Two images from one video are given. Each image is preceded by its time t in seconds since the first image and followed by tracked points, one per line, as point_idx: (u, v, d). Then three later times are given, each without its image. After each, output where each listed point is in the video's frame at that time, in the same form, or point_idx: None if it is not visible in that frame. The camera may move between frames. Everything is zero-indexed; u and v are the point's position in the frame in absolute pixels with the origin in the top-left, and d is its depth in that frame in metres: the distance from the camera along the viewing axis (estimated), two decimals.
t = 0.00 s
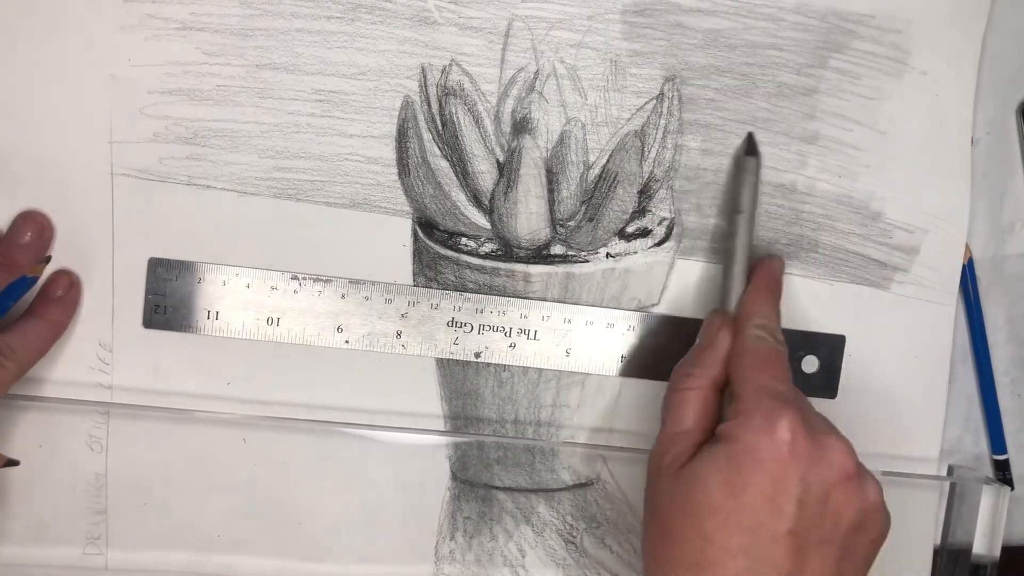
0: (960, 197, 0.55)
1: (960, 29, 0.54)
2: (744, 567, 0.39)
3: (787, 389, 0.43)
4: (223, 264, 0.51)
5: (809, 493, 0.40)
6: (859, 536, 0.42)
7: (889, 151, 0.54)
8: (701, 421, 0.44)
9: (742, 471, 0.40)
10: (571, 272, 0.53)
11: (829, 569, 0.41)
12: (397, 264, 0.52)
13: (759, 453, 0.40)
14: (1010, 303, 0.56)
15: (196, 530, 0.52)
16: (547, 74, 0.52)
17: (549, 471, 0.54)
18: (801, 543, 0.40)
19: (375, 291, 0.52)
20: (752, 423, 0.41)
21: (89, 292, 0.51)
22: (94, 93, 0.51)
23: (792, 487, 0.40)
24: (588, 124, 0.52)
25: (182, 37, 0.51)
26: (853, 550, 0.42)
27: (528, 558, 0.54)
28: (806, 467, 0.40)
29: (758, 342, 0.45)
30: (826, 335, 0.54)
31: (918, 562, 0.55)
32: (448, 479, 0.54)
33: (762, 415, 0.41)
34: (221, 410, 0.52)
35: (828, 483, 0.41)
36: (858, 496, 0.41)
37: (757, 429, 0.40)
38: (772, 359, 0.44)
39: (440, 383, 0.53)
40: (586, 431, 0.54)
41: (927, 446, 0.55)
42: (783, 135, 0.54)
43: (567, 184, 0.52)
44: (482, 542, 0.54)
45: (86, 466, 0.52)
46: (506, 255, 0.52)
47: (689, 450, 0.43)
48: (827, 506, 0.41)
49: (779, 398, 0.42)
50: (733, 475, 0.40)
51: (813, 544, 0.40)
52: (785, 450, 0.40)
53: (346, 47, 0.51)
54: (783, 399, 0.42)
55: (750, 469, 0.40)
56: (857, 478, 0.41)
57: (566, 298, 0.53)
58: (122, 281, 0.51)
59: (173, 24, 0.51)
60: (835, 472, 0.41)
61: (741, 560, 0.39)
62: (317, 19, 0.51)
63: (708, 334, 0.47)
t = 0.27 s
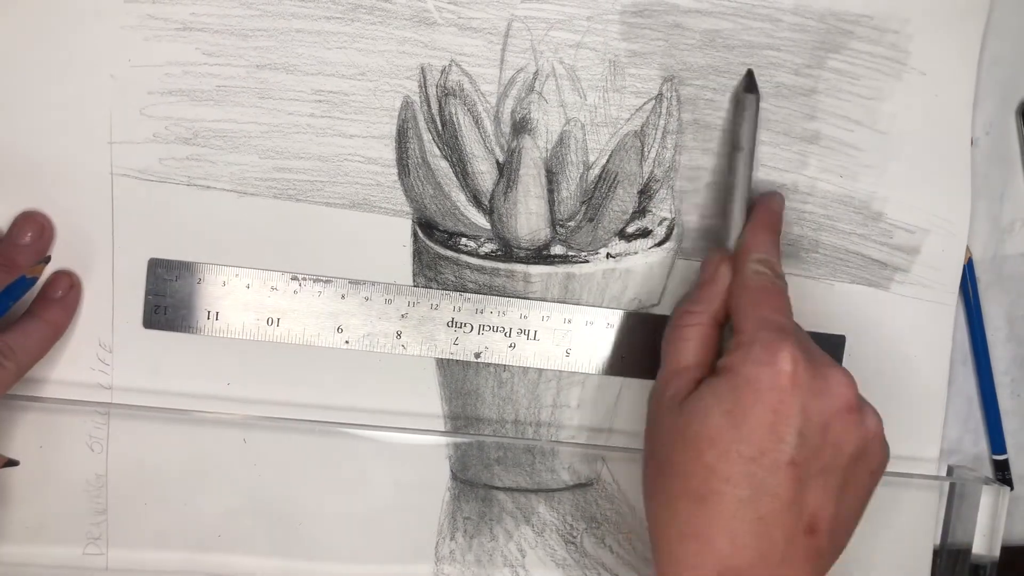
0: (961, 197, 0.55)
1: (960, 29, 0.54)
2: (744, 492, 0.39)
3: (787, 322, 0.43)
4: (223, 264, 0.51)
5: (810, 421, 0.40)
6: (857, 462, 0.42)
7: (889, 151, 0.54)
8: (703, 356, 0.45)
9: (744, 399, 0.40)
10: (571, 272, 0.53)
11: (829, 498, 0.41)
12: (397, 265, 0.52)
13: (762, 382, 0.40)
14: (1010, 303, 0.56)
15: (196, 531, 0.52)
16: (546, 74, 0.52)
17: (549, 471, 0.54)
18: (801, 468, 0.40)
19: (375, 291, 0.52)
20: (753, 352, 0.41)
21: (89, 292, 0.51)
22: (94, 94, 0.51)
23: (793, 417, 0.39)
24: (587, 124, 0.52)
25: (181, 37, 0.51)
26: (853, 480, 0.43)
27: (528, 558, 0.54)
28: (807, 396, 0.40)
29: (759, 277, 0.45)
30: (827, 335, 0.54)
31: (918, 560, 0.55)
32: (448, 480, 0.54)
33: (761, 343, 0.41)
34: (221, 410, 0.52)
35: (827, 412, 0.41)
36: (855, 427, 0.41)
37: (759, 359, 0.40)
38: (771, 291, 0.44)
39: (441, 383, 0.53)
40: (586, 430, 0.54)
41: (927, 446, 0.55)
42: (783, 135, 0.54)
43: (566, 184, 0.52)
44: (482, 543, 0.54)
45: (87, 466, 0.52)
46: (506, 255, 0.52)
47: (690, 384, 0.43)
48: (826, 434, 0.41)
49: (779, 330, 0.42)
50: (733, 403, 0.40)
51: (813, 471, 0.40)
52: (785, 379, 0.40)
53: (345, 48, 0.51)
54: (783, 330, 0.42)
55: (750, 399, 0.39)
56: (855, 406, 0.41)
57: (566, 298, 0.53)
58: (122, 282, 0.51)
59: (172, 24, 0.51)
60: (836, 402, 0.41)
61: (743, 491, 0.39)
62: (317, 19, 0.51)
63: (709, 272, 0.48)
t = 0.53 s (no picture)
0: (961, 197, 0.55)
1: (960, 29, 0.54)
2: (673, 522, 0.38)
3: (695, 339, 0.43)
4: (224, 263, 0.52)
5: (731, 439, 0.40)
6: (786, 473, 0.42)
7: (889, 151, 0.54)
8: (618, 384, 0.44)
9: (668, 426, 0.39)
10: (571, 272, 0.53)
11: (761, 512, 0.41)
12: (398, 265, 0.52)
13: (686, 410, 0.39)
14: (1010, 303, 0.56)
15: (196, 530, 0.52)
16: (546, 75, 0.52)
17: (549, 471, 0.54)
18: (730, 489, 0.40)
19: (375, 291, 0.52)
20: (665, 377, 0.40)
21: (90, 291, 0.51)
22: (94, 93, 0.51)
23: (713, 439, 0.39)
24: (587, 125, 0.52)
25: (182, 38, 0.51)
26: (785, 491, 0.43)
27: (528, 558, 0.54)
28: (722, 416, 0.40)
29: (663, 297, 0.45)
30: (827, 335, 0.54)
31: (918, 560, 0.55)
32: (448, 479, 0.54)
33: (670, 367, 0.40)
34: (221, 409, 0.52)
35: (750, 428, 0.41)
36: (777, 437, 0.41)
37: (674, 383, 0.39)
38: (678, 311, 0.44)
39: (441, 383, 0.53)
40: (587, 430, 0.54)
41: (927, 446, 0.55)
42: (783, 135, 0.54)
43: (566, 184, 0.52)
44: (482, 542, 0.54)
45: (87, 466, 0.52)
46: (506, 255, 0.52)
47: (608, 416, 0.42)
48: (751, 450, 0.41)
49: (689, 351, 0.41)
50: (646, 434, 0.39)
51: (741, 490, 0.40)
52: (704, 402, 0.39)
53: (345, 48, 0.51)
54: (697, 351, 0.41)
55: (670, 427, 0.39)
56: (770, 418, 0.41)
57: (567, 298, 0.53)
58: (123, 281, 0.51)
59: (173, 24, 0.51)
60: (751, 417, 0.41)
61: (672, 518, 0.38)
62: (317, 19, 0.51)
63: (614, 297, 0.47)
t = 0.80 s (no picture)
0: (961, 197, 0.55)
1: (961, 28, 0.54)
2: (654, 430, 0.38)
3: (692, 259, 0.42)
4: (223, 264, 0.52)
5: (720, 357, 0.39)
6: (776, 393, 0.42)
7: (889, 151, 0.54)
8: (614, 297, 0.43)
9: (657, 336, 0.38)
10: (571, 273, 0.53)
11: (747, 432, 0.40)
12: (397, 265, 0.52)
13: (675, 316, 0.38)
14: (1010, 303, 0.56)
15: (196, 530, 0.52)
16: (546, 74, 0.52)
17: (549, 472, 0.54)
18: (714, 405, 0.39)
19: (375, 291, 0.52)
20: (655, 289, 0.39)
21: (90, 292, 0.51)
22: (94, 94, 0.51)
23: (702, 350, 0.38)
24: (587, 124, 0.52)
25: (181, 38, 0.51)
26: (773, 415, 0.42)
27: (528, 558, 0.54)
28: (712, 329, 0.39)
29: (663, 213, 0.44)
30: (827, 335, 0.54)
31: (918, 560, 0.55)
32: (448, 480, 0.54)
33: (660, 278, 0.39)
34: (221, 410, 0.52)
35: (739, 343, 0.40)
36: (769, 356, 0.40)
37: (664, 294, 0.39)
38: (680, 229, 0.43)
39: (440, 383, 0.53)
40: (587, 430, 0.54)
41: (927, 446, 0.55)
42: (783, 135, 0.54)
43: (566, 184, 0.52)
44: (482, 543, 0.54)
45: (87, 466, 0.52)
46: (506, 255, 0.52)
47: (599, 325, 0.41)
48: (740, 370, 0.40)
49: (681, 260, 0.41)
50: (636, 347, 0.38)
51: (728, 405, 0.40)
52: (693, 312, 0.38)
53: (345, 48, 0.51)
54: (689, 264, 0.41)
55: (658, 338, 0.38)
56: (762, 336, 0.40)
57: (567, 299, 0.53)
58: (123, 282, 0.51)
59: (172, 24, 0.51)
60: (744, 333, 0.40)
61: (656, 427, 0.38)
62: (316, 19, 0.51)
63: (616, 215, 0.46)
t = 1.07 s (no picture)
0: (961, 197, 0.55)
1: (961, 28, 0.54)
2: (570, 424, 0.38)
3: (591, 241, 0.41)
4: (223, 264, 0.52)
5: (627, 337, 0.39)
6: (691, 365, 0.42)
7: (889, 151, 0.54)
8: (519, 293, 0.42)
9: (557, 330, 0.38)
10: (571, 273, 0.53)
11: (666, 408, 0.40)
12: (397, 265, 0.52)
13: (574, 307, 0.38)
14: (1010, 303, 0.56)
15: (196, 530, 0.52)
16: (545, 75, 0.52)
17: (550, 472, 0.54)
18: (628, 384, 0.39)
19: (375, 291, 0.52)
20: (554, 280, 0.38)
21: (90, 293, 0.51)
22: (94, 95, 0.51)
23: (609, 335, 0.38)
24: (587, 125, 0.52)
25: (181, 39, 0.51)
26: (689, 385, 0.42)
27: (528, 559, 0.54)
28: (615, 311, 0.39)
29: (557, 200, 0.42)
30: (827, 335, 0.54)
31: (917, 560, 0.55)
32: (448, 480, 0.54)
33: (560, 268, 0.39)
34: (220, 410, 0.52)
35: (645, 321, 0.40)
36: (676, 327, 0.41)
37: (562, 285, 0.38)
38: (575, 215, 0.41)
39: (440, 383, 0.53)
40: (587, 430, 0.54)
41: (927, 446, 0.55)
42: (783, 135, 0.54)
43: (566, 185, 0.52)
44: (482, 543, 0.54)
45: (87, 467, 0.52)
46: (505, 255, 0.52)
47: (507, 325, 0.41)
48: (650, 345, 0.40)
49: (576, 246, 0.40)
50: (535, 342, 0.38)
51: (642, 383, 0.40)
52: (590, 300, 0.38)
53: (344, 49, 0.51)
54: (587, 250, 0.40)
55: (563, 331, 0.38)
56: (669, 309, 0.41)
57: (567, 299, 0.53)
58: (123, 282, 0.51)
59: (173, 25, 0.51)
60: (649, 309, 0.40)
61: (571, 419, 0.38)
62: (316, 20, 0.51)
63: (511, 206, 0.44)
